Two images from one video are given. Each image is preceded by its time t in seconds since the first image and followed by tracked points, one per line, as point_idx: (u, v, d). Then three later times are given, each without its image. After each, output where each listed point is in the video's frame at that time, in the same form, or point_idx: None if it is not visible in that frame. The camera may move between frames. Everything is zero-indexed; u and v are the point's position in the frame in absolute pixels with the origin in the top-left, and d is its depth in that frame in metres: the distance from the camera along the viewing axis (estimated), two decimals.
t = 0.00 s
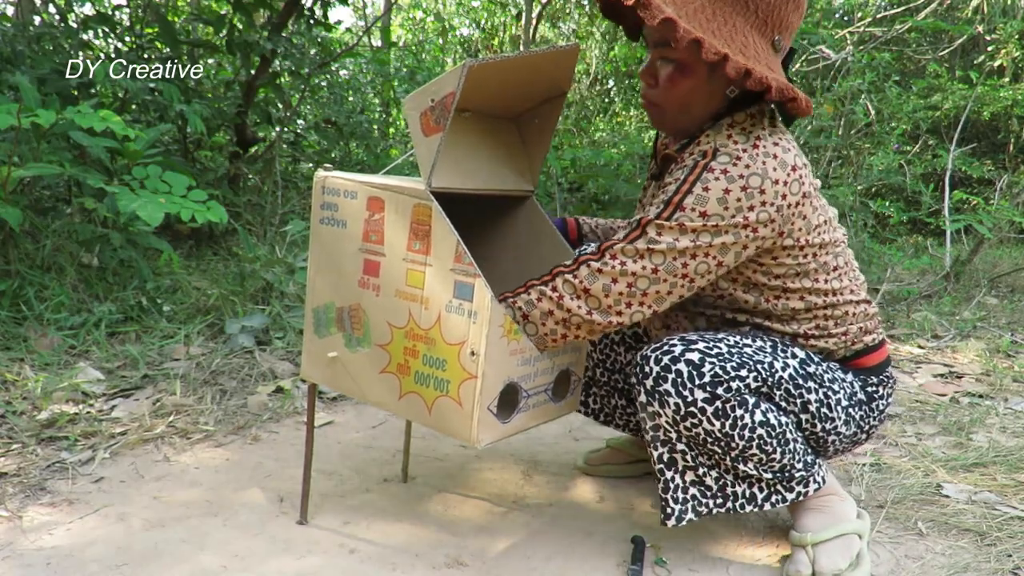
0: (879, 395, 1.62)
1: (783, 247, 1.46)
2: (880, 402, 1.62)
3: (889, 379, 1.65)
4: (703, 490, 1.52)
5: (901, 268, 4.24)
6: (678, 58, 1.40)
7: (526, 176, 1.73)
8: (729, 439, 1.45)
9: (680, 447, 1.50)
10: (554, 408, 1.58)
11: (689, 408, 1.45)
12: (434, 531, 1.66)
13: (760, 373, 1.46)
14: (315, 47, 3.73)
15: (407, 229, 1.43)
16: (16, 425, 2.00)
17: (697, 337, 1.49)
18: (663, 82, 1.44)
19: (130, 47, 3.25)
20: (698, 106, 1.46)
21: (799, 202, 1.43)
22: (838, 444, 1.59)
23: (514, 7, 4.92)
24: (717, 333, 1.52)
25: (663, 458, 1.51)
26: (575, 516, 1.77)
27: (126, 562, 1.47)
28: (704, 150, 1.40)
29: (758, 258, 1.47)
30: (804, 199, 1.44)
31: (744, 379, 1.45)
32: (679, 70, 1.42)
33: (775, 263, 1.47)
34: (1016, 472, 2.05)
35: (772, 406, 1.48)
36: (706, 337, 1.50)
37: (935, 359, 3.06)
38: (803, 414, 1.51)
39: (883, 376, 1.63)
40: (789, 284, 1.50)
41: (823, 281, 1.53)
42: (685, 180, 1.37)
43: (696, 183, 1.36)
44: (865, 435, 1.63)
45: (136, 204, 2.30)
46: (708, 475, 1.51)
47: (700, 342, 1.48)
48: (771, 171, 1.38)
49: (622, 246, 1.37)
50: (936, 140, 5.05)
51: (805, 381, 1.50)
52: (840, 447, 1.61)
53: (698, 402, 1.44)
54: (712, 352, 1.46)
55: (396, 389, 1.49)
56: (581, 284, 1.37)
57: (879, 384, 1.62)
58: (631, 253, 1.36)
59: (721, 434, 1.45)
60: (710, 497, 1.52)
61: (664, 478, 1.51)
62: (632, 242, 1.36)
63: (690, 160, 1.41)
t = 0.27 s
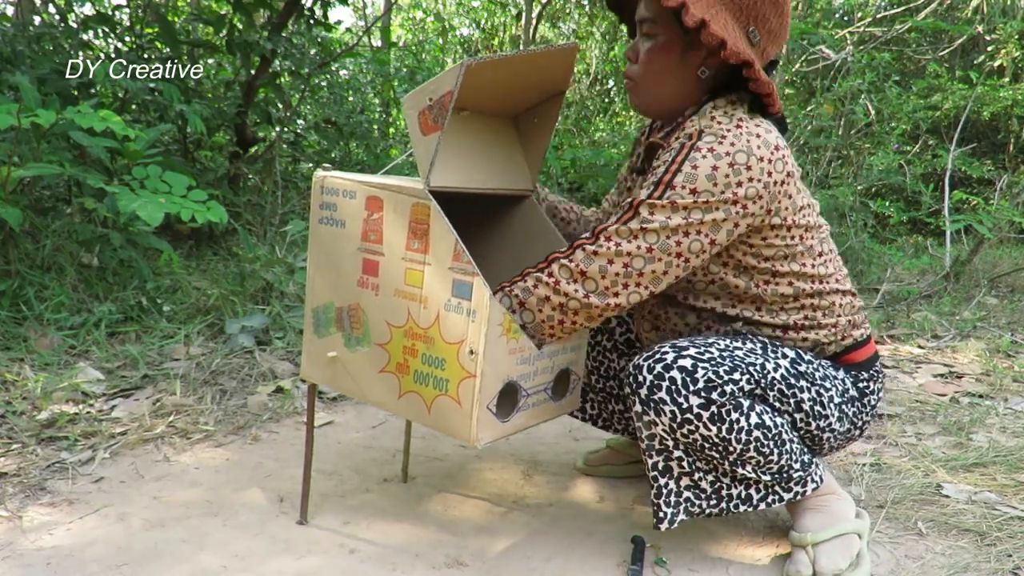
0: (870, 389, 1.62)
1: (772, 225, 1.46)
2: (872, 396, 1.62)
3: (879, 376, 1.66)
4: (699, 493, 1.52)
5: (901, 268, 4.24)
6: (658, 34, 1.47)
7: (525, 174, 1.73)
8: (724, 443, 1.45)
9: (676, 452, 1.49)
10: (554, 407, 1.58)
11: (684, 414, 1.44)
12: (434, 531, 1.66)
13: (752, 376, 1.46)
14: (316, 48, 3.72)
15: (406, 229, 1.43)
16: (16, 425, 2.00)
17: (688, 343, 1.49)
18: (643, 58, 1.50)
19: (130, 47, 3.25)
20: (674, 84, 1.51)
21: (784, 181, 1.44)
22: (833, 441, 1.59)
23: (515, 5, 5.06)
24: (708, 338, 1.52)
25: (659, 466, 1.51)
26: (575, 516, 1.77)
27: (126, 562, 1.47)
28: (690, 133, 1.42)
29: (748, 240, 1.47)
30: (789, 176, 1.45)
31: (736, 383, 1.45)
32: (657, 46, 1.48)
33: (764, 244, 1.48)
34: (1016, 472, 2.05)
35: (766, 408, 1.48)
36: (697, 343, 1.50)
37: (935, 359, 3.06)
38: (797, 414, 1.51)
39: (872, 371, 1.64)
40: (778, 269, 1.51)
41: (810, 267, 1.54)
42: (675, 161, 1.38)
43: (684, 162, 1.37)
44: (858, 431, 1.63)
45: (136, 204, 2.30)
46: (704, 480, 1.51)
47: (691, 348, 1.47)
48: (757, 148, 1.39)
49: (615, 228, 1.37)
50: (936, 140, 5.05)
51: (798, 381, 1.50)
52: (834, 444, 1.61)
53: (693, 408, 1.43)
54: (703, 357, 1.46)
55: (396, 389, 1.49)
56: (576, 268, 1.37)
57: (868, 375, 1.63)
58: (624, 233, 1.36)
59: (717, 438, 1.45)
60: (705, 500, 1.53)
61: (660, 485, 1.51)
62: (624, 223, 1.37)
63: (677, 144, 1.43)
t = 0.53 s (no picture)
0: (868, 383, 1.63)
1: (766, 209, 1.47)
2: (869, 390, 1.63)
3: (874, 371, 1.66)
4: (708, 491, 1.52)
5: (901, 268, 4.24)
6: (654, 23, 1.50)
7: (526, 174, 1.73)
8: (734, 436, 1.45)
9: (686, 448, 1.49)
10: (554, 407, 1.58)
11: (694, 408, 1.44)
12: (434, 532, 1.66)
13: (760, 369, 1.46)
14: (316, 48, 3.72)
15: (406, 229, 1.43)
16: (16, 425, 2.00)
17: (697, 337, 1.49)
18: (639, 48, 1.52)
19: (130, 47, 3.25)
20: (670, 71, 1.52)
21: (774, 166, 1.45)
22: (835, 436, 1.59)
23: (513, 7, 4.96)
24: (714, 333, 1.52)
25: (668, 462, 1.50)
26: (575, 516, 1.77)
27: (126, 562, 1.47)
28: (682, 119, 1.43)
29: (743, 225, 1.48)
30: (779, 162, 1.46)
31: (745, 375, 1.45)
32: (652, 33, 1.50)
33: (760, 228, 1.49)
34: (1016, 472, 2.05)
35: (772, 401, 1.48)
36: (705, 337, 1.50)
37: (935, 359, 3.06)
38: (802, 408, 1.51)
39: (869, 367, 1.64)
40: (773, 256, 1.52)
41: (804, 254, 1.55)
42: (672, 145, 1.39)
43: (678, 146, 1.38)
44: (858, 425, 1.64)
45: (137, 204, 2.30)
46: (713, 477, 1.51)
47: (699, 342, 1.48)
48: (748, 132, 1.40)
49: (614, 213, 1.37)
50: (936, 140, 5.05)
51: (802, 374, 1.50)
52: (837, 440, 1.61)
53: (703, 401, 1.43)
54: (712, 351, 1.46)
55: (396, 389, 1.49)
56: (577, 251, 1.37)
57: (865, 368, 1.64)
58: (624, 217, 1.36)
59: (726, 432, 1.45)
60: (716, 498, 1.52)
61: (670, 482, 1.51)
62: (623, 206, 1.37)
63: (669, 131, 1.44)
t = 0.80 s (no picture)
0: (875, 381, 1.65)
1: (794, 206, 1.47)
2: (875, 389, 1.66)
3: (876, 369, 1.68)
4: (726, 476, 1.51)
5: (901, 268, 4.24)
6: (675, 19, 1.46)
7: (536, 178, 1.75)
8: (760, 420, 1.44)
9: (711, 429, 1.48)
10: (554, 407, 1.58)
11: (726, 386, 1.43)
12: (434, 532, 1.66)
13: (789, 354, 1.46)
14: (316, 47, 3.73)
15: (406, 229, 1.43)
16: (16, 425, 2.00)
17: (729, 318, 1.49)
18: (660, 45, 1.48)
19: (130, 47, 3.25)
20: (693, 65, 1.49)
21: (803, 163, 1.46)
22: (846, 433, 1.60)
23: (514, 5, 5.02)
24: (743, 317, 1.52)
25: (692, 443, 1.49)
26: (575, 516, 1.77)
27: (126, 562, 1.47)
28: (722, 111, 1.41)
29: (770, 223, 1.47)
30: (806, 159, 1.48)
31: (777, 359, 1.44)
32: (673, 28, 1.47)
33: (784, 225, 1.48)
34: (1016, 472, 2.05)
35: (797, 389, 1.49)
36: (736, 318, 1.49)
37: (935, 359, 3.06)
38: (823, 399, 1.52)
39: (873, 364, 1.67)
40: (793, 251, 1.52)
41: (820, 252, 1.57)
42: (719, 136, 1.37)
43: (728, 137, 1.36)
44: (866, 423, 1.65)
45: (137, 204, 2.30)
46: (733, 462, 1.50)
47: (731, 322, 1.47)
48: (785, 126, 1.41)
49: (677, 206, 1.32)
50: (936, 140, 5.05)
51: (823, 364, 1.51)
52: (846, 437, 1.63)
53: (737, 379, 1.42)
54: (744, 331, 1.45)
55: (396, 389, 1.49)
56: (651, 248, 1.31)
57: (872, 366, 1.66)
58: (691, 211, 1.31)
59: (754, 414, 1.44)
60: (732, 484, 1.51)
61: (691, 464, 1.50)
62: (686, 200, 1.32)
63: (708, 122, 1.41)
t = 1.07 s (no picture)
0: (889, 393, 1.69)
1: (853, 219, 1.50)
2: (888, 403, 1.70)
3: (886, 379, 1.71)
4: (752, 461, 1.51)
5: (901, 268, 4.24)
6: (724, 31, 1.40)
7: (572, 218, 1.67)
8: (794, 403, 1.45)
9: (744, 408, 1.49)
10: (554, 406, 1.58)
11: (766, 364, 1.45)
12: (435, 531, 1.66)
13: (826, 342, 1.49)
14: (316, 47, 3.73)
15: (405, 228, 1.43)
16: (16, 425, 2.00)
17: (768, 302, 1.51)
18: (710, 57, 1.43)
19: (130, 47, 3.25)
20: (752, 79, 1.43)
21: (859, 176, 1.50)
22: (860, 441, 1.63)
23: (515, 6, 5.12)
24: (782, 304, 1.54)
25: (724, 419, 1.50)
26: (575, 516, 1.77)
27: (126, 562, 1.47)
28: (828, 117, 1.38)
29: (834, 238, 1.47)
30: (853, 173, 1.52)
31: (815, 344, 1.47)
32: (727, 40, 1.40)
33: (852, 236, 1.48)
34: (1016, 472, 2.05)
35: (829, 380, 1.51)
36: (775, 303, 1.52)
37: (935, 359, 3.06)
38: (848, 397, 1.54)
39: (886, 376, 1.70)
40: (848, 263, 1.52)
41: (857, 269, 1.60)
42: (849, 148, 1.30)
43: (860, 140, 1.31)
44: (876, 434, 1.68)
45: (137, 204, 2.30)
46: (761, 445, 1.51)
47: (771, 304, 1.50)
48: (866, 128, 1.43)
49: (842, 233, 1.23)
50: (936, 140, 5.06)
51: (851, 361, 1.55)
52: (858, 445, 1.64)
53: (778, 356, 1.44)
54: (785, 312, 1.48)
55: (395, 388, 1.49)
56: (902, 254, 1.16)
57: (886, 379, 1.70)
58: (893, 226, 1.18)
59: (789, 396, 1.45)
60: (756, 470, 1.51)
61: (721, 440, 1.50)
62: (867, 199, 1.23)
63: (818, 128, 1.36)
